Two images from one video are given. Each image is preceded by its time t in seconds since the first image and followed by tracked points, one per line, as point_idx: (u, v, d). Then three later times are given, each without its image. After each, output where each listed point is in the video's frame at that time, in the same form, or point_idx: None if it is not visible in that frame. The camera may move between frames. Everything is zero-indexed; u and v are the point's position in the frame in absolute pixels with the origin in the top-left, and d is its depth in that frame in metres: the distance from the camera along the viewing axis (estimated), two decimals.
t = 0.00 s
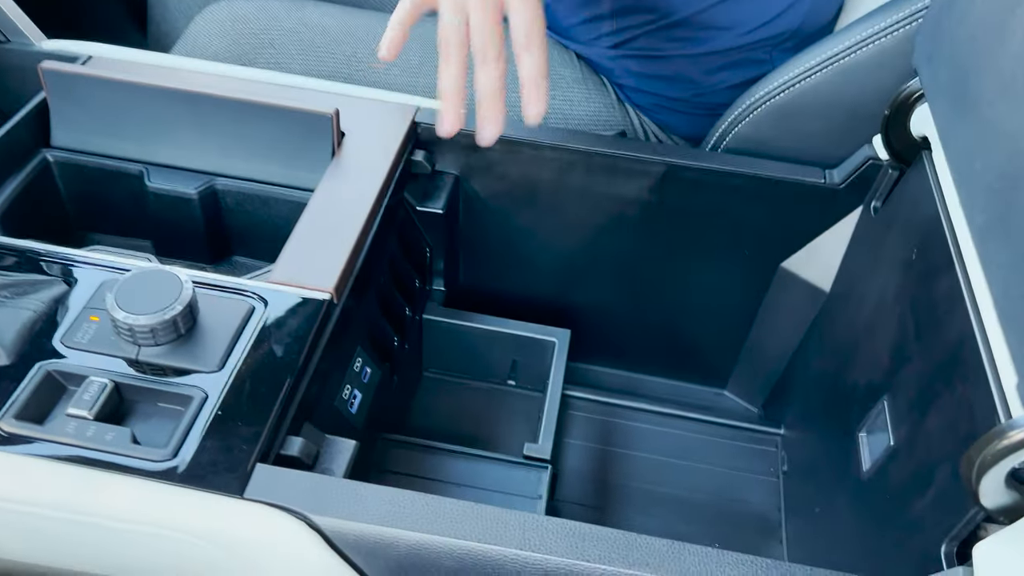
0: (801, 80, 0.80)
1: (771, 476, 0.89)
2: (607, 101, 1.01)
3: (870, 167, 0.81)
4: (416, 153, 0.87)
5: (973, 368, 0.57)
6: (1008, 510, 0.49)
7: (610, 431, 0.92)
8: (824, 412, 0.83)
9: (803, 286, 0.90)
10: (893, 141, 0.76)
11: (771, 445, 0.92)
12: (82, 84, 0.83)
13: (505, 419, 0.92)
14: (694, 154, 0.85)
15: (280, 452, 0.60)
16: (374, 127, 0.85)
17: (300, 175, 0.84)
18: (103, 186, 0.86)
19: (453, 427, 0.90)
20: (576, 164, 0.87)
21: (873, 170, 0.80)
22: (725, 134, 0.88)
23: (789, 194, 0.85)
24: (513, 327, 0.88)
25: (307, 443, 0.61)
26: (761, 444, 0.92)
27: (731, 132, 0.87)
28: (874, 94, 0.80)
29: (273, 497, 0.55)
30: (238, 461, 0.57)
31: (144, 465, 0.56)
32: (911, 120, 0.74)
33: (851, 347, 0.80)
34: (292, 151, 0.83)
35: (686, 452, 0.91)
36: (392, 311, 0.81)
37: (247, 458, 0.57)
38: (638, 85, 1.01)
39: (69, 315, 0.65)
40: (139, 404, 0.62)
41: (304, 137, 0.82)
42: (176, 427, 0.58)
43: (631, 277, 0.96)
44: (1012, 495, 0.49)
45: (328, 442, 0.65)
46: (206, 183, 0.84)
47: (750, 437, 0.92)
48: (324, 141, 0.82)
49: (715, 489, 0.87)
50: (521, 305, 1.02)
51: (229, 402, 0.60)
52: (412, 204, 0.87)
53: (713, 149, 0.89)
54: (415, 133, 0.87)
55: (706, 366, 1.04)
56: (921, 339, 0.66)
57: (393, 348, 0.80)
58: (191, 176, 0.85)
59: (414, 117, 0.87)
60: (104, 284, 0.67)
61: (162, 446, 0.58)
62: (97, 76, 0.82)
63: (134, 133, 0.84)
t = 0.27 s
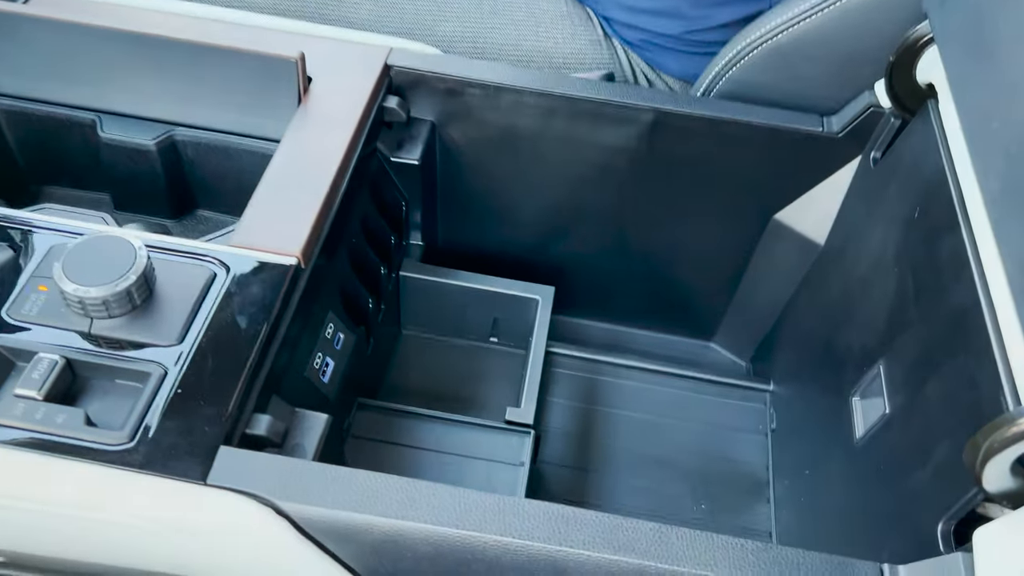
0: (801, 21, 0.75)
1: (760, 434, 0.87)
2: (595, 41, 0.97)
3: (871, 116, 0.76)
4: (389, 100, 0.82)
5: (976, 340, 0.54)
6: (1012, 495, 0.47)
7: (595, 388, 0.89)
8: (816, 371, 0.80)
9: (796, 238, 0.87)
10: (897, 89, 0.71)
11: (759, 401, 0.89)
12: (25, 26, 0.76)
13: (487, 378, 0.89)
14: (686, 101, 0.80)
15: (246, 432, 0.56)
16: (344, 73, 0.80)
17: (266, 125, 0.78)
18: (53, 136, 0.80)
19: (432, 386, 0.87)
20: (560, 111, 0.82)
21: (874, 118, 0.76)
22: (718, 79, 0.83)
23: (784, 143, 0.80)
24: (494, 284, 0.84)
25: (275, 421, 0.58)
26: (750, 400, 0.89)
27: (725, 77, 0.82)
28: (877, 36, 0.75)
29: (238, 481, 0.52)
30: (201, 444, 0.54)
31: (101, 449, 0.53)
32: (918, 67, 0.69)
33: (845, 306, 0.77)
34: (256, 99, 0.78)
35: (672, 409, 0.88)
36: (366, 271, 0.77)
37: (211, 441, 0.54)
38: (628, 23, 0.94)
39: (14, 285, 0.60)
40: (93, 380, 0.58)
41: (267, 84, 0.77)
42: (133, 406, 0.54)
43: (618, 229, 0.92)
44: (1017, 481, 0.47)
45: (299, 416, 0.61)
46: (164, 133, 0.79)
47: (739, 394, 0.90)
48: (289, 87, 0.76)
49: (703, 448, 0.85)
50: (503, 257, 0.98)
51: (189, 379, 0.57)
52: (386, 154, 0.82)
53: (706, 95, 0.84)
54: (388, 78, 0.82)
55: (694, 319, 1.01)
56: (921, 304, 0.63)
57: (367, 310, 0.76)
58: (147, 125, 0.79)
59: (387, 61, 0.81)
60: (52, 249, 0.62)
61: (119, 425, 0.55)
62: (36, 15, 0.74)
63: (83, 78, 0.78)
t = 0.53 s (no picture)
0: None
1: (749, 405, 0.85)
2: None
3: (868, 77, 0.72)
4: (358, 64, 0.77)
5: (973, 327, 0.52)
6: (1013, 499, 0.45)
7: (580, 359, 0.87)
8: (807, 343, 0.78)
9: (788, 203, 0.83)
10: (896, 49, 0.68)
11: (749, 370, 0.87)
12: None
13: (469, 352, 0.86)
14: (673, 61, 0.76)
15: (208, 433, 0.54)
16: (307, 38, 0.75)
17: (226, 94, 0.74)
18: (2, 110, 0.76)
19: (412, 362, 0.84)
20: (540, 73, 0.77)
21: (870, 79, 0.72)
22: (707, 35, 0.77)
23: (775, 105, 0.76)
24: (474, 257, 0.81)
25: (240, 419, 0.56)
26: (740, 369, 0.87)
27: (714, 32, 0.76)
28: None
29: (198, 488, 0.50)
30: (160, 449, 0.51)
31: (55, 457, 0.50)
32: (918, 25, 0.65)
33: (837, 277, 0.74)
34: (215, 66, 0.73)
35: (660, 380, 0.86)
36: (336, 248, 0.73)
37: (171, 446, 0.51)
38: None
39: None
40: (47, 380, 0.55)
41: (226, 51, 0.72)
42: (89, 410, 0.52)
43: (602, 194, 0.89)
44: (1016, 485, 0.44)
45: (267, 410, 0.59)
46: (120, 105, 0.74)
47: (728, 363, 0.88)
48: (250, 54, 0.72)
49: (691, 420, 0.83)
50: (483, 223, 0.94)
51: (147, 378, 0.54)
52: (356, 123, 0.77)
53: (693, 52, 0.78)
54: (356, 41, 0.77)
55: (683, 285, 0.98)
56: (916, 283, 0.60)
57: (339, 290, 0.73)
58: (102, 97, 0.75)
59: (354, 23, 0.77)
60: None
61: (74, 429, 0.52)
62: None
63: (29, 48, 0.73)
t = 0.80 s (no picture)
0: None
1: (736, 390, 0.83)
2: None
3: (855, 55, 0.68)
4: (320, 50, 0.73)
5: (960, 332, 0.49)
6: (996, 518, 0.43)
7: (562, 347, 0.85)
8: (793, 329, 0.76)
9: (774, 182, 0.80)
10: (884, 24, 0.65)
11: (736, 354, 0.85)
12: None
13: (447, 341, 0.84)
14: (651, 38, 0.72)
15: (164, 456, 0.52)
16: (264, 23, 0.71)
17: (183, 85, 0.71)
18: None
19: (388, 354, 0.83)
20: (511, 52, 0.74)
21: (858, 54, 0.68)
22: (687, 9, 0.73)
23: (759, 83, 0.72)
24: (449, 247, 0.78)
25: (199, 439, 0.54)
26: (726, 354, 0.85)
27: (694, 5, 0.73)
28: None
29: (154, 518, 0.48)
30: (112, 477, 0.49)
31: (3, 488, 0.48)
32: None
33: (823, 264, 0.71)
34: (166, 56, 0.69)
35: (644, 366, 0.84)
36: (301, 245, 0.71)
37: (124, 474, 0.49)
38: None
39: None
40: None
41: (177, 41, 0.68)
42: (37, 436, 0.50)
43: (582, 175, 0.85)
44: (998, 506, 0.42)
45: (229, 425, 0.57)
46: (70, 99, 0.71)
47: (714, 347, 0.85)
48: (204, 42, 0.68)
49: (675, 408, 0.82)
50: (460, 206, 0.91)
51: (98, 401, 0.51)
52: (319, 111, 0.74)
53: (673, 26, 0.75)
54: (316, 24, 0.73)
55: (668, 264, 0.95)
56: (902, 279, 0.57)
57: (305, 289, 0.71)
58: (51, 91, 0.72)
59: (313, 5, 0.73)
60: None
61: (22, 455, 0.49)
62: None
63: None
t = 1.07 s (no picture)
0: None
1: (724, 376, 0.82)
2: None
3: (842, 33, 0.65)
4: (287, 40, 0.70)
5: (944, 337, 0.48)
6: (977, 534, 0.42)
7: (548, 336, 0.83)
8: (779, 316, 0.74)
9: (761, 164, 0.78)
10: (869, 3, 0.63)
11: (724, 339, 0.83)
12: None
13: (431, 333, 0.83)
14: (631, 20, 0.69)
15: (133, 476, 0.51)
16: (228, 13, 0.69)
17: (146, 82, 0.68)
18: None
19: (370, 349, 0.81)
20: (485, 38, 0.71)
21: (845, 34, 0.65)
22: None
23: (743, 65, 0.70)
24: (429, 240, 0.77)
25: (170, 457, 0.53)
26: (714, 339, 0.84)
27: None
28: None
29: (122, 543, 0.47)
30: (78, 502, 0.48)
31: None
32: None
33: (809, 252, 0.69)
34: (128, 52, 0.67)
35: (631, 354, 0.83)
36: (274, 245, 0.69)
37: (91, 499, 0.49)
38: None
39: None
40: None
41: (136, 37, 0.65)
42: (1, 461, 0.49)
43: (565, 160, 0.83)
44: (979, 523, 0.41)
45: (202, 438, 0.56)
46: (31, 99, 0.69)
47: (702, 333, 0.84)
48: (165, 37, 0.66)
49: (662, 396, 0.81)
50: (441, 192, 0.89)
51: (63, 424, 0.50)
52: (289, 103, 0.72)
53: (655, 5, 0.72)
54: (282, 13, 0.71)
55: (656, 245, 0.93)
56: (887, 275, 0.56)
57: (279, 289, 0.70)
58: (12, 91, 0.69)
59: None
60: None
61: None
62: None
63: None
